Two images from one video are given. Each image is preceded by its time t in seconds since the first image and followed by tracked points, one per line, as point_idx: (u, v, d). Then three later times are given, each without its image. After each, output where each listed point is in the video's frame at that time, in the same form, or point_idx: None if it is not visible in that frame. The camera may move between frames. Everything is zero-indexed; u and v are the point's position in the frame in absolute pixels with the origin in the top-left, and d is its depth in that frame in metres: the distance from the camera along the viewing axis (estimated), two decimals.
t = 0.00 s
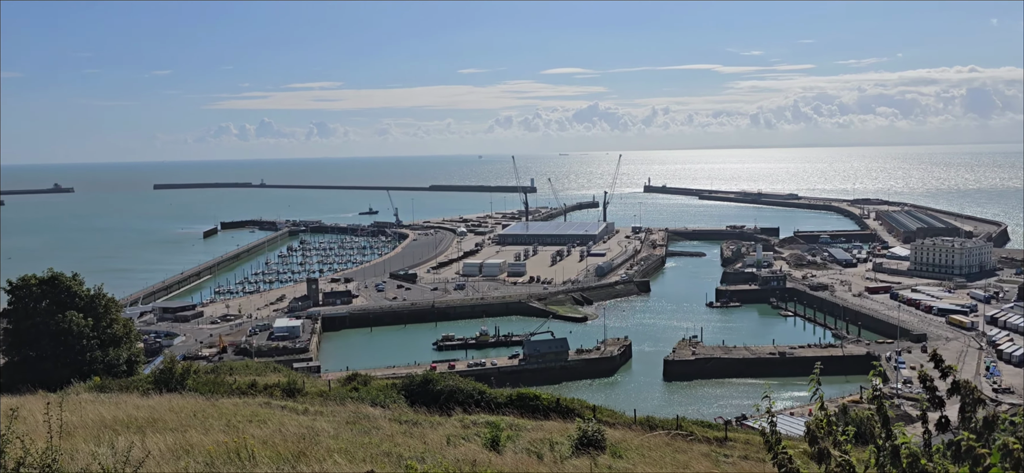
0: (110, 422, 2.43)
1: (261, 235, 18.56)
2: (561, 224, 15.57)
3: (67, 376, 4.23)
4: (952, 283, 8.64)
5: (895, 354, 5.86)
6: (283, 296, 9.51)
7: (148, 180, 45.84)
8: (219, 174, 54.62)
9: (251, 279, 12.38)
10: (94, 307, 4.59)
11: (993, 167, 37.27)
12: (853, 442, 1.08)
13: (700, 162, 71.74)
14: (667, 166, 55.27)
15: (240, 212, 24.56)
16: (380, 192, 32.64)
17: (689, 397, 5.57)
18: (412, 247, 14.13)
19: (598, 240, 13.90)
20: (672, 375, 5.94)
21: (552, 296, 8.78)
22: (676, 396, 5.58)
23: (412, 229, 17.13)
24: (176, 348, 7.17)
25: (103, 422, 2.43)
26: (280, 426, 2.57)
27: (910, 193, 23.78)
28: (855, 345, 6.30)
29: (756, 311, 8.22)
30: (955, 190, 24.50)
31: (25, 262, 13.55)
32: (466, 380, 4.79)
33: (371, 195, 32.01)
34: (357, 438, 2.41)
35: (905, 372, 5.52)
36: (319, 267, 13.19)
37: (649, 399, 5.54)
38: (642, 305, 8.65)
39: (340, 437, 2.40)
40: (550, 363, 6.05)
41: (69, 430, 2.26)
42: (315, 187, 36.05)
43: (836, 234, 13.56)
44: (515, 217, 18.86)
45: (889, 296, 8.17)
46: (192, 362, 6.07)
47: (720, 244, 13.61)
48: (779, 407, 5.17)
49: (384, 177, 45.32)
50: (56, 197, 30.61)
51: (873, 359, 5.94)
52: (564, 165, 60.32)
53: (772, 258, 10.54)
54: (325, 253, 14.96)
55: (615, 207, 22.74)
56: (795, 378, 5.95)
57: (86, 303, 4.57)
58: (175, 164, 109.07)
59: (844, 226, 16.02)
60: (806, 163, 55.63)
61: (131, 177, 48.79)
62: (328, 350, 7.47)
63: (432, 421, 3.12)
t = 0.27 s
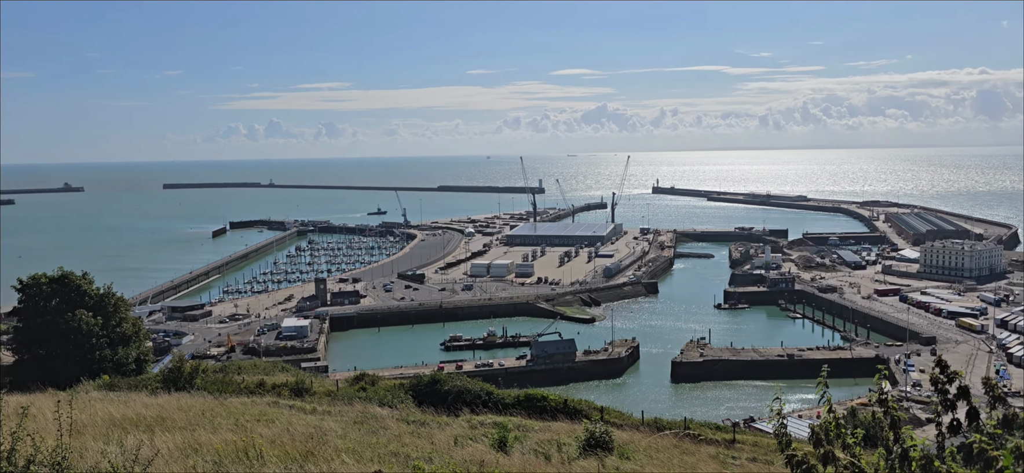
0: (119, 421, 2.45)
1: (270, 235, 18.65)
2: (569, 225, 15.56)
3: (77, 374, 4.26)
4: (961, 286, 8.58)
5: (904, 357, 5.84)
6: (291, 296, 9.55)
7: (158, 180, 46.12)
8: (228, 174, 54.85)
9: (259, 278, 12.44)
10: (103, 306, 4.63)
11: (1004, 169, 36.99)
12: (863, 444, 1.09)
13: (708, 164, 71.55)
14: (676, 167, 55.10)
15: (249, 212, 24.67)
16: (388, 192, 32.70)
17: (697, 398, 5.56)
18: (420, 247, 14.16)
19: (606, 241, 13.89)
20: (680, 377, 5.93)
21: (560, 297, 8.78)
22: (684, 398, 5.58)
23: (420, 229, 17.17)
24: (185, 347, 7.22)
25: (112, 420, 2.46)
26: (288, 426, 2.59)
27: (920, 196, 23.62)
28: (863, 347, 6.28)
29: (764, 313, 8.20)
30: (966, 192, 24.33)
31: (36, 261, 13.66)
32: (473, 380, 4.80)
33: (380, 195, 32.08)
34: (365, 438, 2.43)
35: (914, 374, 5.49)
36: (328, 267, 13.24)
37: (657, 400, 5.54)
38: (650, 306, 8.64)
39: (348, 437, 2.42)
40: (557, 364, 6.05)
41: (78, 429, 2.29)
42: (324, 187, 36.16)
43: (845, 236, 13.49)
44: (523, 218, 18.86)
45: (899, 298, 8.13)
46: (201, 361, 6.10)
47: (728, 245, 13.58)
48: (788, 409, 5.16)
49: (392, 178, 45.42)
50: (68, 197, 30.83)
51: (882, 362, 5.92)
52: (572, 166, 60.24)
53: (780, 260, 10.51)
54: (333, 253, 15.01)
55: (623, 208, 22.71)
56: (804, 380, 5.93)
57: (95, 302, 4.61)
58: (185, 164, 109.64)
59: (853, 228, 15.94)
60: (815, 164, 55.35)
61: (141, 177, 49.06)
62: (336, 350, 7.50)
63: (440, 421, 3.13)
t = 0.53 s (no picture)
0: (131, 416, 2.49)
1: (281, 232, 18.75)
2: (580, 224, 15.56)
3: (90, 370, 4.33)
4: (974, 287, 8.52)
5: (916, 357, 5.81)
6: (302, 293, 9.61)
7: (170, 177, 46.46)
8: (239, 172, 55.15)
9: (271, 276, 12.53)
10: (116, 302, 4.69)
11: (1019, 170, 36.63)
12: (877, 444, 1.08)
13: (719, 163, 71.24)
14: (686, 166, 54.89)
15: (261, 210, 24.82)
16: (399, 190, 32.80)
17: (706, 398, 5.56)
18: (430, 245, 14.21)
19: (616, 240, 13.88)
20: (690, 376, 5.93)
21: (570, 296, 8.79)
22: (694, 397, 5.58)
23: (430, 228, 17.22)
24: (197, 343, 7.28)
25: (125, 416, 2.50)
26: (298, 422, 2.63)
27: (934, 196, 23.43)
28: (875, 348, 6.25)
29: (775, 313, 8.17)
30: (980, 192, 24.11)
31: (50, 257, 13.81)
32: (483, 378, 4.83)
33: (390, 193, 32.18)
34: (375, 436, 2.45)
35: (926, 375, 5.47)
36: (339, 265, 13.31)
37: (667, 400, 5.55)
38: (660, 306, 8.64)
39: (358, 434, 2.45)
40: (567, 363, 6.06)
41: (91, 423, 2.33)
42: (335, 185, 36.29)
43: (857, 236, 13.41)
44: (533, 216, 18.89)
45: (910, 299, 8.08)
46: (213, 358, 6.17)
47: (739, 245, 13.53)
48: (799, 409, 5.15)
49: (403, 176, 45.52)
50: (82, 193, 31.14)
51: (894, 362, 5.89)
52: (583, 165, 60.10)
53: (791, 259, 10.47)
54: (344, 251, 15.09)
55: (634, 207, 22.66)
56: (814, 380, 5.91)
57: (108, 298, 4.68)
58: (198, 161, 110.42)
59: (865, 228, 15.85)
60: (827, 164, 54.97)
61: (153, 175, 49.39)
62: (346, 347, 7.55)
63: (450, 419, 3.16)
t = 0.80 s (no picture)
0: (144, 410, 2.53)
1: (292, 228, 18.86)
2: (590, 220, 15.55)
3: (102, 363, 4.38)
4: (987, 285, 8.46)
5: (928, 356, 5.78)
6: (313, 288, 9.67)
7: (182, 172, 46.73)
8: (250, 167, 55.42)
9: (282, 271, 12.61)
10: (128, 296, 4.75)
11: None
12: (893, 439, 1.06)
13: (730, 160, 70.92)
14: (697, 163, 54.67)
15: (272, 205, 24.95)
16: (409, 186, 32.88)
17: (716, 395, 5.55)
18: (440, 241, 14.24)
19: (626, 237, 13.86)
20: (700, 373, 5.92)
21: (580, 292, 8.79)
22: (703, 394, 5.58)
23: (440, 224, 17.26)
24: (209, 338, 7.35)
25: (138, 409, 2.54)
26: (309, 417, 2.66)
27: (947, 194, 23.24)
28: (886, 346, 6.22)
29: (785, 310, 8.14)
30: (994, 190, 23.89)
31: (64, 252, 13.95)
32: (492, 374, 4.85)
33: (401, 189, 32.25)
34: (385, 431, 2.48)
35: (938, 374, 5.44)
36: (349, 260, 13.38)
37: (676, 396, 5.55)
38: (670, 303, 8.63)
39: (369, 428, 2.47)
40: (576, 359, 6.08)
41: (104, 416, 2.37)
42: (346, 181, 36.40)
43: (869, 234, 13.33)
44: (544, 213, 18.88)
45: (922, 297, 8.03)
46: (224, 352, 6.23)
47: (749, 242, 13.48)
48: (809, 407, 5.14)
49: (413, 172, 45.60)
50: (95, 188, 31.41)
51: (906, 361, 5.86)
52: (593, 161, 60.01)
53: (802, 257, 10.42)
54: (354, 246, 15.16)
55: (644, 204, 22.62)
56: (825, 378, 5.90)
57: (121, 292, 4.74)
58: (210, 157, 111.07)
59: (877, 226, 15.76)
60: (839, 161, 54.62)
61: (165, 170, 49.69)
62: (356, 343, 7.59)
63: (460, 414, 3.18)
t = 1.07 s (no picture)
0: (153, 403, 2.56)
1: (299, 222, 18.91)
2: (596, 215, 15.53)
3: (111, 356, 4.42)
4: (996, 281, 8.42)
5: (936, 352, 5.76)
6: (320, 283, 9.70)
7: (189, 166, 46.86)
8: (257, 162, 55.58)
9: (289, 265, 12.65)
10: (136, 289, 4.78)
11: None
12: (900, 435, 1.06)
13: (737, 155, 70.67)
14: (705, 158, 54.50)
15: (279, 200, 25.02)
16: (416, 181, 32.91)
17: (723, 391, 5.55)
18: (447, 236, 14.26)
19: (633, 232, 13.84)
20: (706, 369, 5.92)
21: (586, 287, 8.79)
22: (709, 390, 5.58)
23: (447, 218, 17.28)
24: (216, 331, 7.39)
25: (147, 402, 2.56)
26: (316, 410, 2.68)
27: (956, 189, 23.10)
28: (893, 342, 6.21)
29: (792, 306, 8.13)
30: (1003, 186, 23.73)
31: (73, 245, 14.05)
32: (498, 369, 4.86)
33: (407, 183, 32.29)
34: (392, 424, 2.49)
35: (946, 370, 5.42)
36: (356, 254, 13.42)
37: (682, 392, 5.55)
38: (676, 298, 8.63)
39: (375, 422, 2.49)
40: (583, 354, 6.08)
41: (113, 409, 2.40)
42: (353, 175, 36.46)
43: (877, 229, 13.27)
44: (550, 207, 18.87)
45: (931, 293, 8.00)
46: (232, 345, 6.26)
47: (757, 237, 13.45)
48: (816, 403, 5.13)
49: (420, 167, 45.61)
50: (104, 182, 31.57)
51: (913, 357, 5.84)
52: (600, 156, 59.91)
53: (810, 252, 10.39)
54: (361, 240, 15.19)
55: (651, 199, 22.57)
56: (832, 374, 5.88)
57: (129, 286, 4.77)
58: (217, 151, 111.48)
59: (885, 221, 15.69)
60: (848, 156, 54.36)
61: (173, 164, 49.89)
62: (363, 337, 7.62)
63: (466, 409, 3.20)
